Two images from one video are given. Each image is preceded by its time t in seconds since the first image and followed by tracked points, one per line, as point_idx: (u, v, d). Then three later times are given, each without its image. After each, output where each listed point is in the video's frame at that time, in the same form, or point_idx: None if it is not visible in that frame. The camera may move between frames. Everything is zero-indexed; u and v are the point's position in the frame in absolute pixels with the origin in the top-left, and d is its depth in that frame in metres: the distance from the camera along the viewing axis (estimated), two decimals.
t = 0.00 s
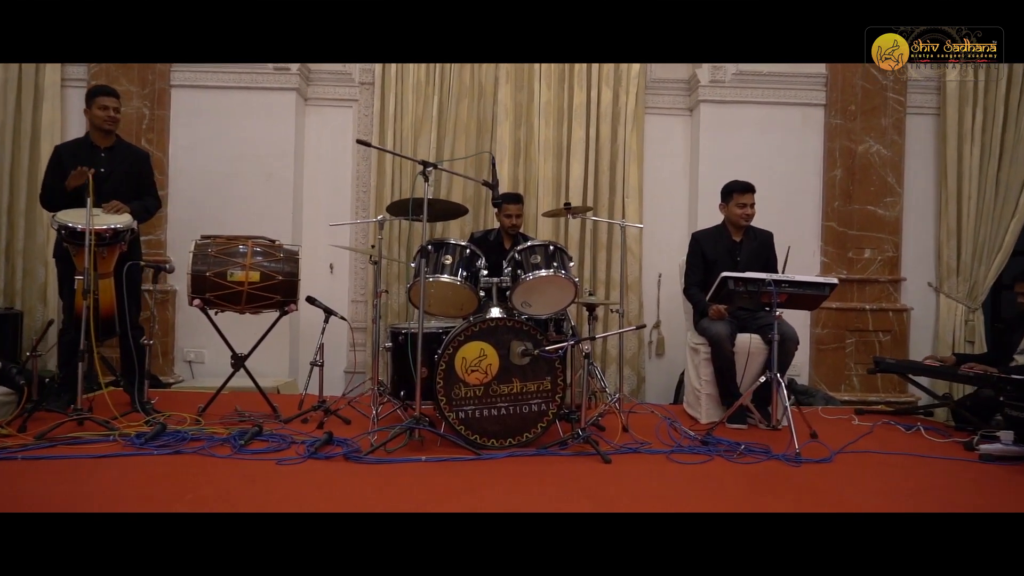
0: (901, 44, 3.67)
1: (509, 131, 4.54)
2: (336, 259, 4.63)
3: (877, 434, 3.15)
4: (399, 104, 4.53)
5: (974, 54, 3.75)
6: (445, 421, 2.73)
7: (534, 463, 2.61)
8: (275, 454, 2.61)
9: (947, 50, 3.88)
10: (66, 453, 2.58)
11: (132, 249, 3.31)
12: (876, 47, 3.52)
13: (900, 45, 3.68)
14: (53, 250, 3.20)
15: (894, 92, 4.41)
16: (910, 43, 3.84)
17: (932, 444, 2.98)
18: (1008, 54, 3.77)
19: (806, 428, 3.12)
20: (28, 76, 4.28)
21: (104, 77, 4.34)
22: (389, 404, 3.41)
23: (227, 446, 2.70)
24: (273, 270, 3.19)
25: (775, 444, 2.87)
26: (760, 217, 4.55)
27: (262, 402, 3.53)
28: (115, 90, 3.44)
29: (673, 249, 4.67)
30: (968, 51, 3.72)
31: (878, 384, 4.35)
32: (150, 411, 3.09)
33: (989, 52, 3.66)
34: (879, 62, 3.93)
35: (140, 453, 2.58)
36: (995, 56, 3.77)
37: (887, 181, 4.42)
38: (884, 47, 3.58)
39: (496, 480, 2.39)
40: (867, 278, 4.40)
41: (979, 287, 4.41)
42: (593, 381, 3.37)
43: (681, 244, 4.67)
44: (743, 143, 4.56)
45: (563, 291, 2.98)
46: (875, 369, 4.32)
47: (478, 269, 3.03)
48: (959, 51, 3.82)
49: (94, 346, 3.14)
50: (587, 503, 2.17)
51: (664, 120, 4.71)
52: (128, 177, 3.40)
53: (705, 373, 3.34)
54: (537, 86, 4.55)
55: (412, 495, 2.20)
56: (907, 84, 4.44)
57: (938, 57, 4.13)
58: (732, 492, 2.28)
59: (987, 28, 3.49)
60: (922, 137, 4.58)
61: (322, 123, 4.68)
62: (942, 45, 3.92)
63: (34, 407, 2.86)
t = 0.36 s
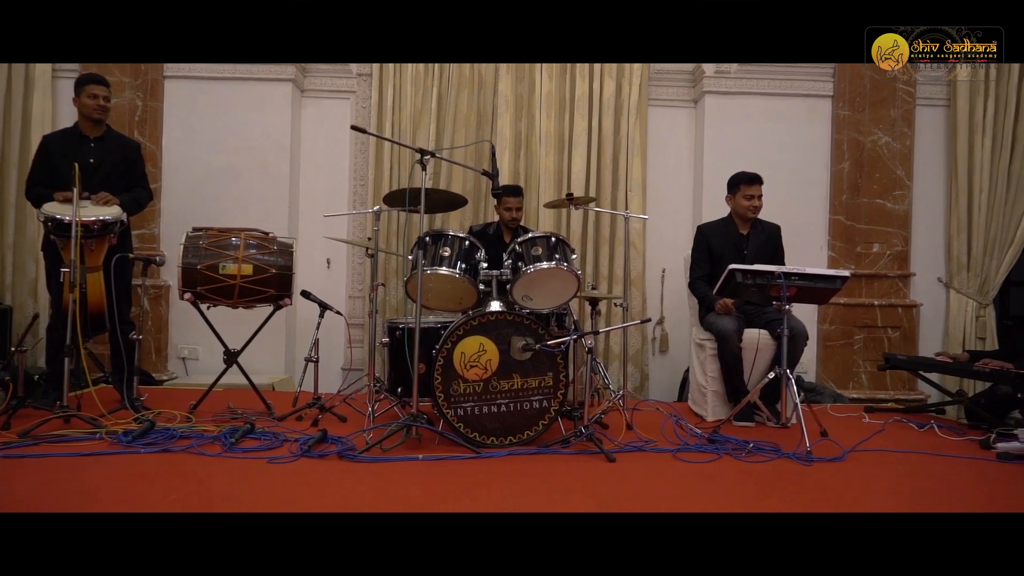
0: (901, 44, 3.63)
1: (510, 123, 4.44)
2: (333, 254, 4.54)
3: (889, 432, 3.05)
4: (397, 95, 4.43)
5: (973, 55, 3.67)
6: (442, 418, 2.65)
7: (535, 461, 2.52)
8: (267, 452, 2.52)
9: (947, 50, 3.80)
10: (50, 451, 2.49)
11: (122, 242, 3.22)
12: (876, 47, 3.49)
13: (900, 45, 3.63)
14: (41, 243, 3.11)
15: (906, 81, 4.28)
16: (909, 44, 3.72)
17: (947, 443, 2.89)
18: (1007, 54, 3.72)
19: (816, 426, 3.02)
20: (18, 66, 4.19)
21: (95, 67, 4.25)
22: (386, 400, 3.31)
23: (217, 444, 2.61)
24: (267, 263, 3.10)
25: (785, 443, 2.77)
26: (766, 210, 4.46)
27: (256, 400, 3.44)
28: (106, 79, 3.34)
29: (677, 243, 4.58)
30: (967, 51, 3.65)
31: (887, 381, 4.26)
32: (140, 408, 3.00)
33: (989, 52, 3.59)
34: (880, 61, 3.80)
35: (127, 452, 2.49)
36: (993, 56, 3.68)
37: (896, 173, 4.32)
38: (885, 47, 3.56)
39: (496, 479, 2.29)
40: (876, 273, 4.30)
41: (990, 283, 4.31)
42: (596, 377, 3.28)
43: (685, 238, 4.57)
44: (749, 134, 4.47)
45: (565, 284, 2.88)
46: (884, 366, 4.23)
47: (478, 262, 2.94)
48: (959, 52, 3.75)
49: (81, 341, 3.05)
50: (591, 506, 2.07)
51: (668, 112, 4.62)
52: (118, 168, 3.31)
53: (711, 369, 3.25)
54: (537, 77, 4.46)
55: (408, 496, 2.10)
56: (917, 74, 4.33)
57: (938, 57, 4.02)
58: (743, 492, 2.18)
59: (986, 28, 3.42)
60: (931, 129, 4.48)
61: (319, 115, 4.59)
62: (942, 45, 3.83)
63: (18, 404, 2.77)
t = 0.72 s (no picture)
0: (901, 44, 3.63)
1: (510, 116, 4.35)
2: (330, 249, 4.45)
3: (901, 432, 2.96)
4: (396, 88, 4.34)
5: (975, 54, 3.59)
6: (440, 416, 2.56)
7: (536, 461, 2.42)
8: (257, 451, 2.43)
9: (947, 50, 3.74)
10: (32, 450, 2.39)
11: (111, 235, 3.12)
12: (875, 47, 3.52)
13: (900, 45, 3.64)
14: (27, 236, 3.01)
15: (914, 73, 4.19)
16: (910, 43, 3.67)
17: (962, 443, 2.79)
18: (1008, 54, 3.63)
19: (826, 425, 2.93)
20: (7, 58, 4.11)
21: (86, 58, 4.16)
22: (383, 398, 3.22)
23: (207, 443, 2.51)
24: (260, 257, 3.01)
25: (795, 442, 2.68)
26: (772, 205, 4.36)
27: (249, 398, 3.35)
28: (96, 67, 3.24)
29: (681, 239, 4.48)
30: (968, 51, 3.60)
31: (896, 379, 4.16)
32: (128, 406, 2.90)
33: (989, 52, 3.55)
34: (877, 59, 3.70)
35: (112, 451, 2.39)
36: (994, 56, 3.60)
37: (905, 167, 4.22)
38: (886, 48, 3.51)
39: (496, 480, 2.20)
40: (884, 269, 4.20)
41: (1002, 279, 4.21)
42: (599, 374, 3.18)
43: (689, 233, 4.48)
44: (755, 127, 4.37)
45: (567, 278, 2.79)
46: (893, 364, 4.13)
47: (477, 255, 2.85)
48: (960, 52, 3.70)
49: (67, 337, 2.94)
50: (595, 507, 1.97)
51: (672, 104, 4.52)
52: (108, 159, 3.22)
53: (717, 366, 3.16)
54: (539, 69, 4.36)
55: (404, 497, 2.00)
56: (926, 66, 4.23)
57: (938, 57, 3.94)
58: (754, 493, 2.09)
59: (987, 28, 3.38)
60: (941, 121, 4.39)
61: (315, 107, 4.50)
62: (942, 45, 3.76)
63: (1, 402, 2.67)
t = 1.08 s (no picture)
0: (901, 44, 3.35)
1: (510, 107, 4.25)
2: (326, 244, 4.36)
3: (913, 429, 2.87)
4: (392, 79, 4.25)
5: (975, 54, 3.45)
6: (436, 414, 2.47)
7: (536, 460, 2.33)
8: (246, 450, 2.33)
9: (947, 50, 3.60)
10: (12, 449, 2.29)
11: (99, 228, 3.02)
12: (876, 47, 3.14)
13: (900, 45, 3.35)
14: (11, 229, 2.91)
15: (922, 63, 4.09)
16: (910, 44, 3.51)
17: (977, 440, 2.70)
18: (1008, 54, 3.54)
19: (836, 422, 2.84)
20: None
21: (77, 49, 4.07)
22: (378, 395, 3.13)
23: (194, 441, 2.41)
24: (251, 250, 2.91)
25: (805, 440, 2.59)
26: (777, 198, 4.27)
27: (241, 395, 3.26)
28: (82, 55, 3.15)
29: (685, 233, 4.39)
30: (967, 51, 3.44)
31: (904, 376, 4.07)
32: (116, 404, 2.80)
33: (989, 52, 3.39)
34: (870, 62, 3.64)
35: (95, 450, 2.29)
36: (993, 57, 3.51)
37: (913, 159, 4.12)
38: (887, 48, 3.25)
39: (494, 479, 2.10)
40: (892, 263, 4.11)
41: (1013, 273, 4.11)
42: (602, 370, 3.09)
43: (693, 227, 4.38)
44: (760, 119, 4.28)
45: (568, 271, 2.70)
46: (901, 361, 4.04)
47: (475, 247, 2.75)
48: (959, 52, 3.56)
49: (53, 333, 2.85)
50: (599, 509, 1.88)
51: (675, 96, 4.42)
52: (96, 150, 3.13)
53: (723, 362, 3.07)
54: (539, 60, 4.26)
55: (398, 498, 1.91)
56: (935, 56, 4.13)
57: (938, 57, 3.84)
58: (765, 493, 1.99)
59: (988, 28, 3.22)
60: (950, 113, 4.29)
61: (311, 99, 4.40)
62: (943, 45, 3.63)
63: None
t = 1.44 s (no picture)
0: (902, 44, 3.23)
1: (510, 101, 4.15)
2: (322, 241, 4.26)
3: (927, 430, 2.77)
4: (390, 72, 4.15)
5: (974, 55, 3.21)
6: (433, 413, 2.37)
7: (536, 462, 2.23)
8: (234, 451, 2.24)
9: (947, 50, 3.47)
10: None
11: (86, 222, 2.93)
12: (876, 47, 3.01)
13: (900, 45, 3.24)
14: None
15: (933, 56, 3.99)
16: (909, 43, 3.39)
17: (994, 442, 2.59)
18: (1010, 53, 3.23)
19: (848, 422, 2.74)
20: None
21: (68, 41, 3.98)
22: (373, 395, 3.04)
23: (180, 442, 2.32)
24: (243, 245, 2.82)
25: (817, 441, 2.49)
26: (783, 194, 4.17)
27: (233, 395, 3.16)
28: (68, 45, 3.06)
29: (689, 229, 4.29)
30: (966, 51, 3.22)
31: (915, 376, 3.98)
32: (102, 403, 2.71)
33: (989, 53, 3.17)
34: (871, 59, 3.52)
35: (76, 450, 2.19)
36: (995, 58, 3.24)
37: (923, 153, 4.03)
38: (883, 48, 3.06)
39: (493, 482, 2.01)
40: (902, 259, 4.01)
41: None
42: (605, 369, 3.00)
43: (697, 224, 4.28)
44: (765, 112, 4.18)
45: (569, 266, 2.60)
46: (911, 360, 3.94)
47: (473, 241, 2.66)
48: (960, 52, 3.35)
49: (38, 330, 2.76)
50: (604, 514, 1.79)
51: (679, 90, 4.32)
52: (84, 141, 3.05)
53: (729, 360, 2.97)
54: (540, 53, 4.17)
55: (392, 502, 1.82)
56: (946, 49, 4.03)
57: (939, 57, 3.72)
58: (778, 497, 1.90)
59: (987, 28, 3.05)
60: (961, 107, 4.19)
61: (307, 93, 4.31)
62: (943, 45, 3.51)
63: None
